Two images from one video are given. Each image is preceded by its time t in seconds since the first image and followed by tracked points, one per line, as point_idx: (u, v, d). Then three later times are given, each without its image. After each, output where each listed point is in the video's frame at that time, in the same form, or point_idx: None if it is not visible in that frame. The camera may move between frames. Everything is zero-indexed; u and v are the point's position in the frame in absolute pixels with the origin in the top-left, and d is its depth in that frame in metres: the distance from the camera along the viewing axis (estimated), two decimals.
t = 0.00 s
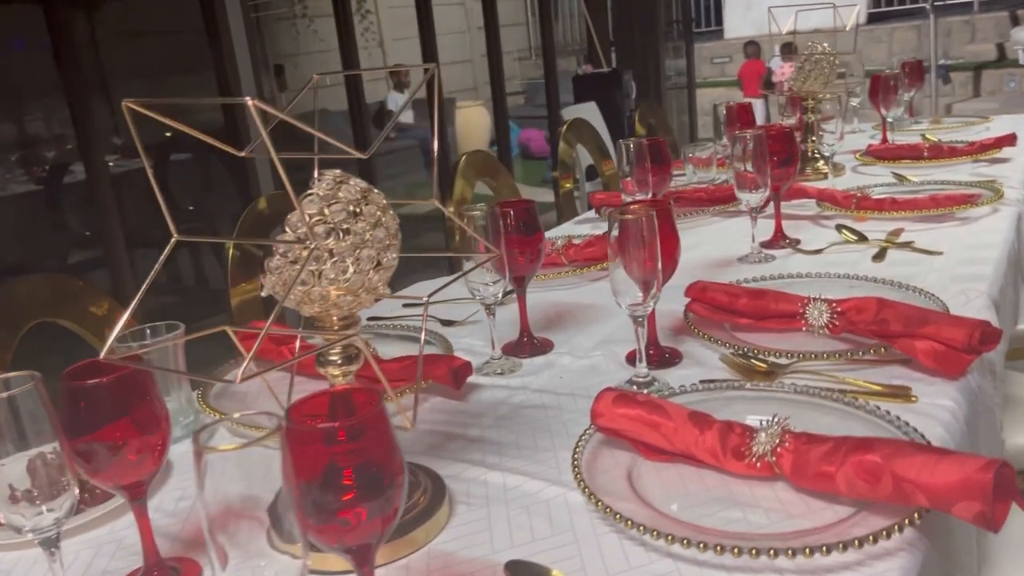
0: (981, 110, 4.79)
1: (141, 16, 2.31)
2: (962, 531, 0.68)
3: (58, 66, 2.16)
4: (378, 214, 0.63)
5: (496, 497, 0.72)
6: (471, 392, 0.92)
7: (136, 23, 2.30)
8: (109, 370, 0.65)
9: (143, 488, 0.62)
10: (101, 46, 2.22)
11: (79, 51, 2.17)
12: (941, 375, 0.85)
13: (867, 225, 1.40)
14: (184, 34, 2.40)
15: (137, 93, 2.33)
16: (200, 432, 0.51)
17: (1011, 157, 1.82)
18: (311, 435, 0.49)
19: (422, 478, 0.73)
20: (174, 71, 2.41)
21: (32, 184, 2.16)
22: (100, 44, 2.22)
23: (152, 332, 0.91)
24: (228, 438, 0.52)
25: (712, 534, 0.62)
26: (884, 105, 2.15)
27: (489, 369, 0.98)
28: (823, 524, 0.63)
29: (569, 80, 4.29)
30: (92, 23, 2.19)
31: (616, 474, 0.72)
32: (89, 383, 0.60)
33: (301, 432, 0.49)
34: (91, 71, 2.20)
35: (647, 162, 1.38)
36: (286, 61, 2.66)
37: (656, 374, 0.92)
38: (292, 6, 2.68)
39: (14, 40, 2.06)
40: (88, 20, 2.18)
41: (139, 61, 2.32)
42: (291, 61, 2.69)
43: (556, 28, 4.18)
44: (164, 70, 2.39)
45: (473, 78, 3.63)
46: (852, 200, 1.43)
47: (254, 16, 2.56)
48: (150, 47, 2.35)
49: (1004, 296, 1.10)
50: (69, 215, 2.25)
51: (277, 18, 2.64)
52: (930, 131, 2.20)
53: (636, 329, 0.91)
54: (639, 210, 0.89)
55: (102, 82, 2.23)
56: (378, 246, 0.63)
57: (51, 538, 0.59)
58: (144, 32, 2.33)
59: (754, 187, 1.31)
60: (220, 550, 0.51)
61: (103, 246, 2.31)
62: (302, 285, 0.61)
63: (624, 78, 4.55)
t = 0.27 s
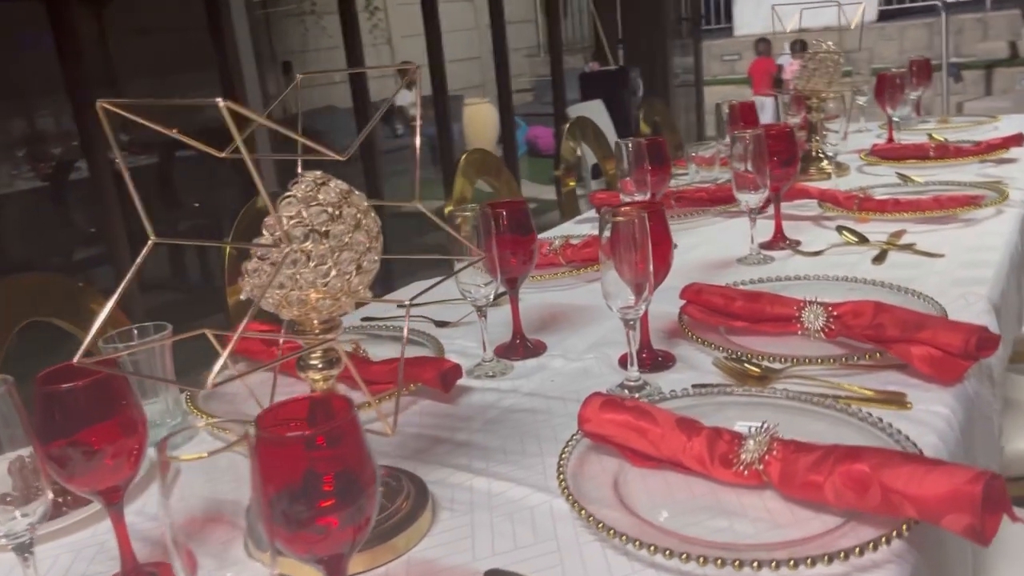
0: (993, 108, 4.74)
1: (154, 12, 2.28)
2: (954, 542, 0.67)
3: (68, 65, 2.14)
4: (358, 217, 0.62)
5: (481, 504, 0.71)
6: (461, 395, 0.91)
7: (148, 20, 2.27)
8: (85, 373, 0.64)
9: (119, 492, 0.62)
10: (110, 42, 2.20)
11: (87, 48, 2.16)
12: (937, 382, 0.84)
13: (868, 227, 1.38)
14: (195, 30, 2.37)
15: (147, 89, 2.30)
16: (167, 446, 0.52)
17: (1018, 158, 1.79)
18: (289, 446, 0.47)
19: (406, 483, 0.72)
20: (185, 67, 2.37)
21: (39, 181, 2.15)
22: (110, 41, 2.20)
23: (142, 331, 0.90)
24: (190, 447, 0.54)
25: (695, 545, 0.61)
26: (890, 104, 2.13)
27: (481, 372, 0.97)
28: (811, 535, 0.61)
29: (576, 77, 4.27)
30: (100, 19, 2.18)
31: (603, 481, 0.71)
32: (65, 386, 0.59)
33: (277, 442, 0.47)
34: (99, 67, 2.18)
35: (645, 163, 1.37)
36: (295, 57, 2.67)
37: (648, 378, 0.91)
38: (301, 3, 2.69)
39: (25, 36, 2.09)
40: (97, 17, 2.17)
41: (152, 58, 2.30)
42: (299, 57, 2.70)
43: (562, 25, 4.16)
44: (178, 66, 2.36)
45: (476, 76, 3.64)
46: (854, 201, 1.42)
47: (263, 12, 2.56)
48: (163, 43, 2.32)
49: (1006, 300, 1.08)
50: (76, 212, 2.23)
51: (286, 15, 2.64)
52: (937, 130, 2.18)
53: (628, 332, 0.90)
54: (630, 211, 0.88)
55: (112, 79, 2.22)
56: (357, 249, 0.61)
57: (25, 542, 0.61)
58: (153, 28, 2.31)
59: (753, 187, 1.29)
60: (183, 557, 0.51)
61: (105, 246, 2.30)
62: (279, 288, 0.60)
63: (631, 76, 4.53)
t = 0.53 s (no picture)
0: (1001, 107, 4.71)
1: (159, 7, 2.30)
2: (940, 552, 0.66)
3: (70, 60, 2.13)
4: (333, 220, 0.61)
5: (461, 509, 0.70)
6: (447, 398, 0.91)
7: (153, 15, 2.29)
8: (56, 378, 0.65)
9: (92, 497, 0.61)
10: (116, 38, 2.22)
11: (94, 44, 2.17)
12: (927, 387, 0.83)
13: (866, 228, 1.37)
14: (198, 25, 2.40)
15: (154, 85, 2.31)
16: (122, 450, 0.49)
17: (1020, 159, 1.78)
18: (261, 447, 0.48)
19: (386, 487, 0.71)
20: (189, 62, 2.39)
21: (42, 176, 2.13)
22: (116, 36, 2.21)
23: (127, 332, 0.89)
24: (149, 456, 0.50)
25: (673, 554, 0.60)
26: (892, 103, 2.11)
27: (469, 374, 0.96)
28: (792, 544, 0.61)
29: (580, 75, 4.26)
30: (106, 14, 2.18)
31: (583, 487, 0.70)
32: (36, 390, 0.59)
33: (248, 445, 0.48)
34: (105, 63, 2.20)
35: (640, 163, 1.36)
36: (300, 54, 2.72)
37: (635, 381, 0.90)
38: None
39: (26, 32, 2.05)
40: (103, 12, 2.18)
41: (159, 53, 2.31)
42: (305, 53, 2.75)
43: (566, 22, 4.15)
44: (184, 62, 2.38)
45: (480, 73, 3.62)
46: (852, 201, 1.40)
47: (268, 9, 2.60)
48: (167, 39, 2.33)
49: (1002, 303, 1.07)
50: (80, 208, 2.22)
51: (292, 11, 2.68)
52: (940, 130, 2.16)
53: (614, 335, 0.89)
54: (617, 214, 0.87)
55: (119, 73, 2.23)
56: (332, 252, 0.61)
57: None
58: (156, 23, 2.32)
59: (748, 188, 1.28)
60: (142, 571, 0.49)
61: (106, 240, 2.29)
62: (252, 291, 0.59)
63: (636, 73, 4.52)
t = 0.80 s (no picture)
0: (1007, 106, 4.67)
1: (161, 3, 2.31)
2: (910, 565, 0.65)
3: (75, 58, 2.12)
4: (293, 226, 0.60)
5: (428, 517, 0.69)
6: (423, 401, 0.90)
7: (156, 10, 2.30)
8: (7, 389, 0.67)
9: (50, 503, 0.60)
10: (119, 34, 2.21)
11: (97, 39, 2.17)
12: (906, 395, 0.82)
13: (855, 230, 1.36)
14: (197, 20, 2.40)
15: (154, 81, 2.32)
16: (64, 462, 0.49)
17: (1017, 160, 1.76)
18: (215, 460, 0.47)
19: (354, 493, 0.70)
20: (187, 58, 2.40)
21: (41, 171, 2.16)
22: (118, 31, 2.21)
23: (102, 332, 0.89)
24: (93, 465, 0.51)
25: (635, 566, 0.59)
26: (890, 103, 2.10)
27: (447, 377, 0.95)
28: (757, 556, 0.60)
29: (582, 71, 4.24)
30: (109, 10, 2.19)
31: (552, 495, 0.70)
32: None
33: (201, 457, 0.46)
34: (108, 58, 2.20)
35: (629, 164, 1.35)
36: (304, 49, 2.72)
37: (612, 386, 0.90)
38: None
39: (27, 30, 2.05)
40: (106, 8, 2.18)
41: (160, 48, 2.32)
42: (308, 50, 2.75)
43: (568, 18, 4.14)
44: (185, 57, 2.39)
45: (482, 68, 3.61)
46: (843, 203, 1.38)
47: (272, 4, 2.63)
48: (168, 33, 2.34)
49: (988, 309, 1.06)
50: (77, 203, 2.22)
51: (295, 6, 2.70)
52: (938, 130, 2.14)
53: (591, 340, 0.89)
54: (595, 219, 0.87)
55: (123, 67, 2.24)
56: (293, 259, 0.60)
57: None
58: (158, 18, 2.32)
59: (736, 189, 1.27)
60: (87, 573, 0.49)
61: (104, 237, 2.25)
62: (210, 296, 0.59)
63: (638, 69, 4.51)
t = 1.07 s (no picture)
0: (1010, 104, 4.65)
1: None
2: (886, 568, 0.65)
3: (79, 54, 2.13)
4: (265, 225, 0.60)
5: (404, 517, 0.69)
6: (406, 401, 0.90)
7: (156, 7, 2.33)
8: None
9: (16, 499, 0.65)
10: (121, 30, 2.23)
11: (99, 34, 2.18)
12: (887, 397, 0.81)
13: (847, 230, 1.35)
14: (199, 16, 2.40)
15: (155, 76, 2.34)
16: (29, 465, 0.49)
17: (1012, 159, 1.76)
18: (180, 460, 0.46)
19: (330, 493, 0.70)
20: (186, 53, 2.41)
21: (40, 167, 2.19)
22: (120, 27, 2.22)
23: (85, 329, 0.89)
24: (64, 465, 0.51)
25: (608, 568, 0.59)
26: (886, 101, 2.09)
27: (431, 376, 0.95)
28: (730, 559, 0.60)
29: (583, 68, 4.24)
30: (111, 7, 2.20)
31: (528, 496, 0.69)
32: None
33: (166, 457, 0.46)
34: (110, 53, 2.21)
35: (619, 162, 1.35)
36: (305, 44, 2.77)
37: (595, 386, 0.90)
38: None
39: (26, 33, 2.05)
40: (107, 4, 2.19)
41: (161, 41, 2.35)
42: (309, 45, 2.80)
43: (569, 15, 4.13)
44: (186, 53, 2.41)
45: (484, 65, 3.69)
46: (835, 202, 1.38)
47: None
48: (169, 27, 2.37)
49: (976, 310, 1.05)
50: (75, 197, 2.22)
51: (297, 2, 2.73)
52: (936, 129, 2.14)
53: (573, 340, 0.89)
54: (577, 218, 0.86)
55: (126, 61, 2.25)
56: (264, 258, 0.60)
57: None
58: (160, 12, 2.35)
59: (727, 188, 1.27)
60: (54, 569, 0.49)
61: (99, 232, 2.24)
62: (182, 296, 0.59)
63: (638, 67, 4.51)
